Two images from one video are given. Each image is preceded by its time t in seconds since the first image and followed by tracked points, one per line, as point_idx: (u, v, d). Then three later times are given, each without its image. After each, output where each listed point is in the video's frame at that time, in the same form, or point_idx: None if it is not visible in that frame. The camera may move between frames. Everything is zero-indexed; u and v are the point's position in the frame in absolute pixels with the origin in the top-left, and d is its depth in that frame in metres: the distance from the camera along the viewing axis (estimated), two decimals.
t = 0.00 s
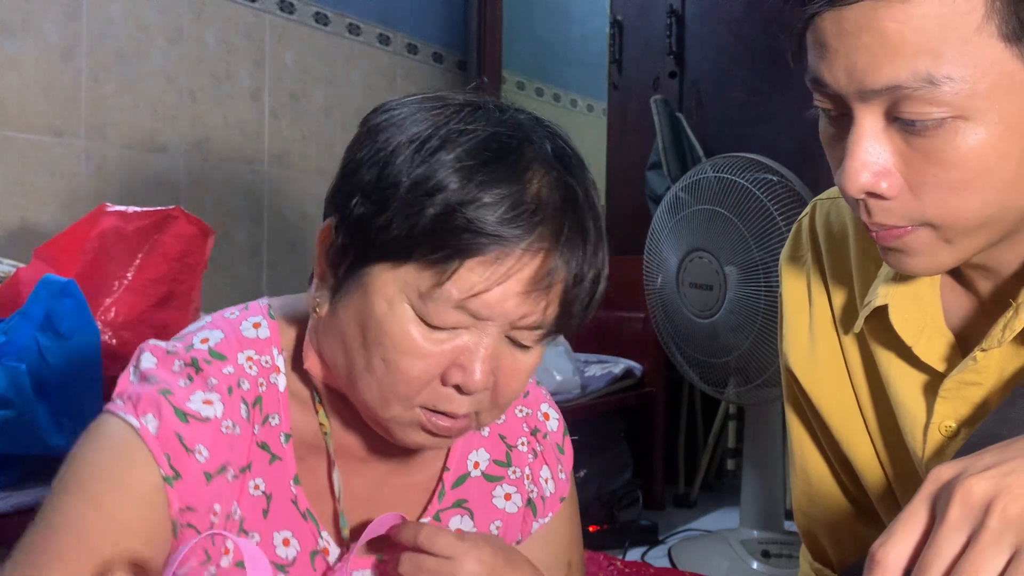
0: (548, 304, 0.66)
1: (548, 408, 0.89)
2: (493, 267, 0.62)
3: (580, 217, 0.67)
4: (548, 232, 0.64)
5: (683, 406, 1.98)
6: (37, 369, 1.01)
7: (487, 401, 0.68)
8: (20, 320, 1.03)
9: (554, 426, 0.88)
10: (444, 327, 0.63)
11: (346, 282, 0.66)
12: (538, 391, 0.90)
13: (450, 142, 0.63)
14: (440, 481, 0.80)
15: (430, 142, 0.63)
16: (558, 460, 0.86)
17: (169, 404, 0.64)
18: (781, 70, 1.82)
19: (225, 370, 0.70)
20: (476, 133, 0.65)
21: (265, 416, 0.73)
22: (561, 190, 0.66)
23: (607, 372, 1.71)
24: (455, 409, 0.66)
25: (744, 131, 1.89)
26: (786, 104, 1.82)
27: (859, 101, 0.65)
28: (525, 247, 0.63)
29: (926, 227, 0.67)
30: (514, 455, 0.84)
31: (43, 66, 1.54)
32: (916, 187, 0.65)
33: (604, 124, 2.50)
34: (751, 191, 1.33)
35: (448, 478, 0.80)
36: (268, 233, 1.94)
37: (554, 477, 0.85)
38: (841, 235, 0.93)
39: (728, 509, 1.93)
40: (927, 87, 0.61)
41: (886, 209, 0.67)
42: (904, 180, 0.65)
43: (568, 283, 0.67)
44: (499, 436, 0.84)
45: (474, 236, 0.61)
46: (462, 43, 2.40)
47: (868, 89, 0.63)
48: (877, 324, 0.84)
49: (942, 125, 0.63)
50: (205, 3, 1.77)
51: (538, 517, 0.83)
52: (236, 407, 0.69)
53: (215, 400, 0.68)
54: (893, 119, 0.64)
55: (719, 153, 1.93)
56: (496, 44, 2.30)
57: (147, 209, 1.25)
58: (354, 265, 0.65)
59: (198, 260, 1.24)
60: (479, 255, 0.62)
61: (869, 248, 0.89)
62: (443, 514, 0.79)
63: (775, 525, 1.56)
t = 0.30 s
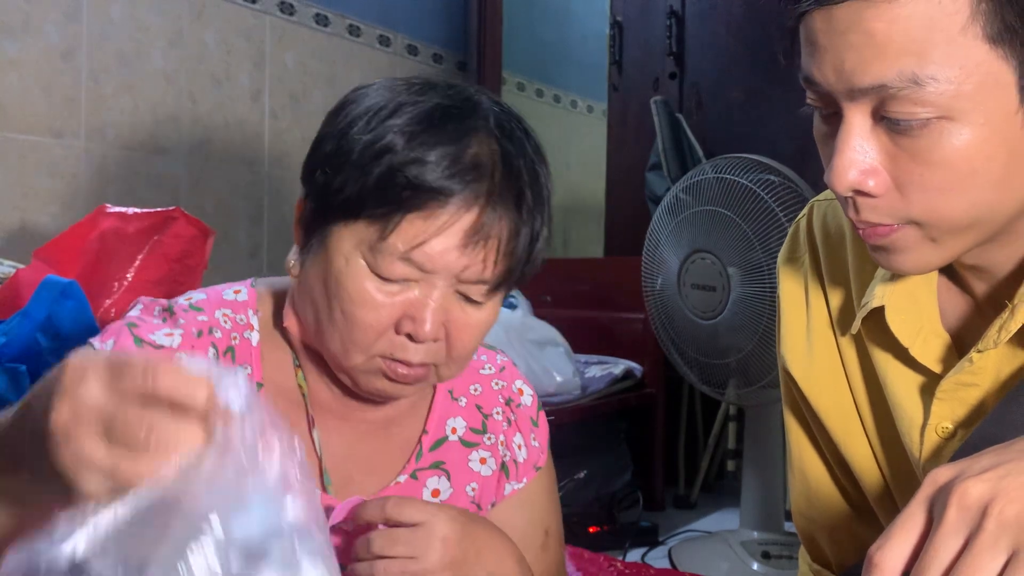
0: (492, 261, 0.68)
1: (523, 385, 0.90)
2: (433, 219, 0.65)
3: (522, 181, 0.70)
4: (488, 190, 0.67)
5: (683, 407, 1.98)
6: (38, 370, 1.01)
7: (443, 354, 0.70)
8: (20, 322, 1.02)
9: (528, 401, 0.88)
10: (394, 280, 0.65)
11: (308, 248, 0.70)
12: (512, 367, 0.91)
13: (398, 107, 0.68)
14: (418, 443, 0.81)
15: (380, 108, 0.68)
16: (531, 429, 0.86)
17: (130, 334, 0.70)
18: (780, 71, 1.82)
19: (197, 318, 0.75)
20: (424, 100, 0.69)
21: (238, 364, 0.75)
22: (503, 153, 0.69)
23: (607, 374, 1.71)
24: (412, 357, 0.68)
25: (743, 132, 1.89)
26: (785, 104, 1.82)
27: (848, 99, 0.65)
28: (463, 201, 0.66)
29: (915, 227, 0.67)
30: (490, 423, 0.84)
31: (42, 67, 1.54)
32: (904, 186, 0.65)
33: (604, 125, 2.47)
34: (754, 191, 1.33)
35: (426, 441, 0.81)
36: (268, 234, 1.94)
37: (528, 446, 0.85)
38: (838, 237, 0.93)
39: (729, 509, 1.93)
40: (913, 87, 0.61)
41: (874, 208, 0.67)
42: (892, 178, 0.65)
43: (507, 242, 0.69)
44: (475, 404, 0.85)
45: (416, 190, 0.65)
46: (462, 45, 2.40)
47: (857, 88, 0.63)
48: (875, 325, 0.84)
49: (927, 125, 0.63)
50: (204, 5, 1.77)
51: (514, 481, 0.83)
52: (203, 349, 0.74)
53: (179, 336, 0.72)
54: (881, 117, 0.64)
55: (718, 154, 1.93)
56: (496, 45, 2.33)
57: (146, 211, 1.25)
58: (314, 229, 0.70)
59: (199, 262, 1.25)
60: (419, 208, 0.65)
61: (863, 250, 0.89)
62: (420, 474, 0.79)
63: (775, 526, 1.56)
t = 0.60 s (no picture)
0: (462, 232, 0.69)
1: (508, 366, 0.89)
2: (403, 191, 0.66)
3: (486, 154, 0.71)
4: (454, 162, 0.68)
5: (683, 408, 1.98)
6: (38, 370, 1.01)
7: (423, 326, 0.69)
8: (19, 323, 1.02)
9: (514, 381, 0.87)
10: (371, 255, 0.65)
11: (286, 233, 0.71)
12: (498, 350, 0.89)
13: (366, 89, 0.69)
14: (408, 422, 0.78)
15: (348, 92, 0.69)
16: (517, 407, 0.85)
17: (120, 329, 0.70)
18: (780, 72, 1.82)
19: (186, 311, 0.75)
20: (389, 82, 0.70)
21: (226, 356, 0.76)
22: (466, 128, 0.71)
23: (607, 374, 1.71)
24: (392, 328, 0.67)
25: (743, 133, 1.90)
26: (784, 105, 1.82)
27: (847, 98, 0.65)
28: (430, 173, 0.67)
29: (915, 226, 0.67)
30: (476, 402, 0.83)
31: (43, 69, 1.54)
32: (905, 184, 0.65)
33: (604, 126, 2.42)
34: (760, 192, 1.32)
35: (416, 419, 0.78)
36: (268, 235, 1.94)
37: (513, 422, 0.84)
38: (835, 239, 0.93)
39: (729, 510, 1.93)
40: (912, 83, 0.62)
41: (874, 206, 0.67)
42: (891, 176, 0.65)
43: (474, 213, 0.70)
44: (462, 384, 0.83)
45: (384, 163, 0.65)
46: (462, 46, 2.41)
47: (855, 86, 0.63)
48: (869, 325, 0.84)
49: (927, 121, 0.63)
50: (205, 6, 1.77)
51: (501, 457, 0.82)
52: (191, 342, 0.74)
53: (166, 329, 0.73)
54: (879, 116, 0.64)
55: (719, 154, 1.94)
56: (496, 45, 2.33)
57: (146, 211, 1.26)
58: (290, 214, 0.70)
59: (199, 262, 1.25)
60: (388, 181, 0.65)
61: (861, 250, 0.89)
62: (411, 451, 0.77)
63: (775, 527, 1.56)
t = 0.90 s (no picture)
0: (444, 194, 0.69)
1: (508, 365, 0.88)
2: (380, 154, 0.67)
3: (464, 118, 0.72)
4: (430, 124, 0.69)
5: (683, 406, 1.97)
6: (36, 369, 1.01)
7: (412, 305, 0.69)
8: (19, 321, 1.02)
9: (513, 381, 0.86)
10: (352, 224, 0.66)
11: (274, 219, 0.72)
12: (497, 350, 0.88)
13: (341, 68, 0.71)
14: (404, 422, 0.78)
15: (324, 72, 0.72)
16: (515, 407, 0.84)
17: (106, 339, 0.68)
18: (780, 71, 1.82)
19: (175, 315, 0.75)
20: (364, 60, 0.73)
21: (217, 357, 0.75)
22: (441, 95, 0.72)
23: (607, 373, 1.71)
24: (378, 307, 0.66)
25: (743, 132, 1.89)
26: (785, 104, 1.82)
27: (847, 96, 0.65)
28: (406, 136, 0.68)
29: (916, 224, 0.67)
30: (474, 402, 0.82)
31: (44, 67, 1.54)
32: (907, 181, 0.65)
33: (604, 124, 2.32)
34: (766, 190, 1.32)
35: (411, 419, 0.78)
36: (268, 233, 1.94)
37: (511, 424, 0.83)
38: (833, 237, 0.93)
39: (729, 509, 1.93)
40: (913, 80, 0.62)
41: (875, 204, 0.67)
42: (893, 173, 0.65)
43: (455, 177, 0.70)
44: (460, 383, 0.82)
45: (359, 129, 0.67)
46: (462, 45, 2.41)
47: (855, 85, 0.63)
48: (866, 323, 0.83)
49: (928, 117, 0.63)
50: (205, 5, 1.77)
51: (498, 458, 0.81)
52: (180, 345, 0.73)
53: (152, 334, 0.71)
54: (881, 114, 0.64)
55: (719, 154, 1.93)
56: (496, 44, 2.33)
57: (147, 210, 1.26)
58: (277, 197, 0.71)
59: (198, 261, 1.25)
60: (364, 145, 0.67)
61: (861, 249, 0.89)
62: (406, 451, 0.76)
63: (775, 526, 1.56)
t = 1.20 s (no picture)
0: (405, 163, 0.68)
1: (507, 361, 0.86)
2: (337, 125, 0.67)
3: (424, 90, 0.72)
4: (388, 95, 0.70)
5: (683, 404, 1.97)
6: (35, 366, 1.01)
7: (385, 288, 0.68)
8: (19, 318, 1.03)
9: (512, 377, 0.85)
10: (316, 202, 0.67)
11: (247, 206, 0.73)
12: (496, 346, 0.87)
13: (304, 51, 0.73)
14: (396, 420, 0.77)
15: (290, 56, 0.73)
16: (512, 405, 0.82)
17: (92, 351, 0.72)
18: (780, 69, 1.82)
19: (161, 318, 0.76)
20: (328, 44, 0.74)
21: (205, 356, 0.74)
22: (401, 69, 0.72)
23: (607, 371, 1.71)
24: (346, 289, 0.66)
25: (743, 130, 1.89)
26: (784, 102, 1.82)
27: (847, 95, 0.65)
28: (364, 108, 0.68)
29: (917, 221, 0.67)
30: (469, 401, 0.81)
31: (43, 65, 1.54)
32: (907, 179, 0.65)
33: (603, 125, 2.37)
34: (776, 186, 1.31)
35: (404, 418, 0.77)
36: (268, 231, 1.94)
37: (506, 422, 0.82)
38: (834, 234, 0.93)
39: (729, 507, 1.93)
40: (913, 79, 0.62)
41: (877, 201, 0.67)
42: (893, 171, 0.65)
43: (418, 147, 0.70)
44: (455, 381, 0.82)
45: (315, 102, 0.68)
46: (462, 43, 2.41)
47: (855, 84, 0.63)
48: (868, 321, 0.83)
49: (929, 115, 0.63)
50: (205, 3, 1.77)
51: (494, 459, 0.80)
52: (164, 348, 0.74)
53: (134, 340, 0.74)
54: (881, 112, 0.64)
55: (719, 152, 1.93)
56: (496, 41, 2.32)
57: (146, 208, 1.26)
58: (248, 184, 0.72)
59: (197, 259, 1.25)
60: (321, 117, 0.67)
61: (861, 247, 0.89)
62: (399, 451, 0.76)
63: (775, 524, 1.56)
